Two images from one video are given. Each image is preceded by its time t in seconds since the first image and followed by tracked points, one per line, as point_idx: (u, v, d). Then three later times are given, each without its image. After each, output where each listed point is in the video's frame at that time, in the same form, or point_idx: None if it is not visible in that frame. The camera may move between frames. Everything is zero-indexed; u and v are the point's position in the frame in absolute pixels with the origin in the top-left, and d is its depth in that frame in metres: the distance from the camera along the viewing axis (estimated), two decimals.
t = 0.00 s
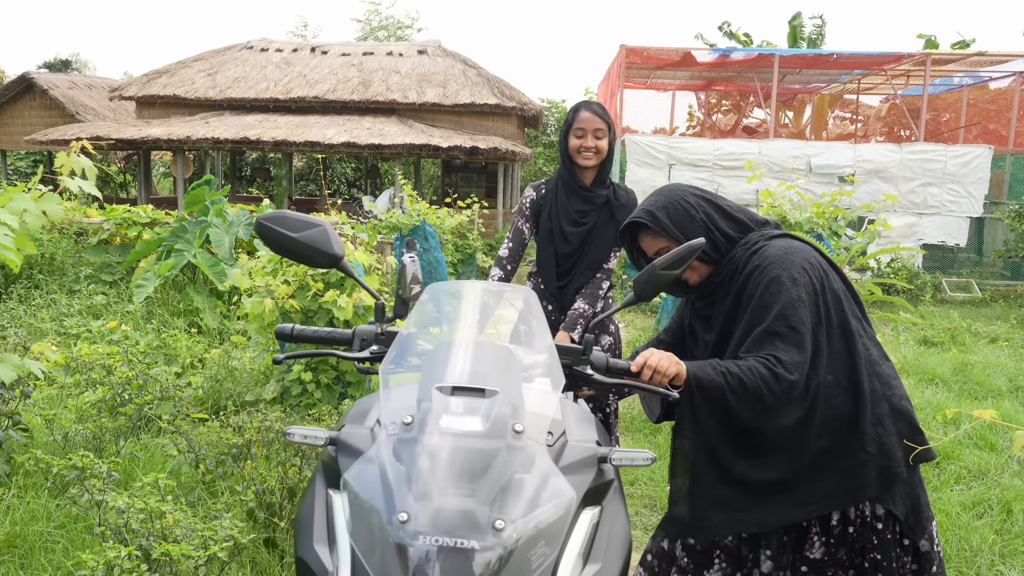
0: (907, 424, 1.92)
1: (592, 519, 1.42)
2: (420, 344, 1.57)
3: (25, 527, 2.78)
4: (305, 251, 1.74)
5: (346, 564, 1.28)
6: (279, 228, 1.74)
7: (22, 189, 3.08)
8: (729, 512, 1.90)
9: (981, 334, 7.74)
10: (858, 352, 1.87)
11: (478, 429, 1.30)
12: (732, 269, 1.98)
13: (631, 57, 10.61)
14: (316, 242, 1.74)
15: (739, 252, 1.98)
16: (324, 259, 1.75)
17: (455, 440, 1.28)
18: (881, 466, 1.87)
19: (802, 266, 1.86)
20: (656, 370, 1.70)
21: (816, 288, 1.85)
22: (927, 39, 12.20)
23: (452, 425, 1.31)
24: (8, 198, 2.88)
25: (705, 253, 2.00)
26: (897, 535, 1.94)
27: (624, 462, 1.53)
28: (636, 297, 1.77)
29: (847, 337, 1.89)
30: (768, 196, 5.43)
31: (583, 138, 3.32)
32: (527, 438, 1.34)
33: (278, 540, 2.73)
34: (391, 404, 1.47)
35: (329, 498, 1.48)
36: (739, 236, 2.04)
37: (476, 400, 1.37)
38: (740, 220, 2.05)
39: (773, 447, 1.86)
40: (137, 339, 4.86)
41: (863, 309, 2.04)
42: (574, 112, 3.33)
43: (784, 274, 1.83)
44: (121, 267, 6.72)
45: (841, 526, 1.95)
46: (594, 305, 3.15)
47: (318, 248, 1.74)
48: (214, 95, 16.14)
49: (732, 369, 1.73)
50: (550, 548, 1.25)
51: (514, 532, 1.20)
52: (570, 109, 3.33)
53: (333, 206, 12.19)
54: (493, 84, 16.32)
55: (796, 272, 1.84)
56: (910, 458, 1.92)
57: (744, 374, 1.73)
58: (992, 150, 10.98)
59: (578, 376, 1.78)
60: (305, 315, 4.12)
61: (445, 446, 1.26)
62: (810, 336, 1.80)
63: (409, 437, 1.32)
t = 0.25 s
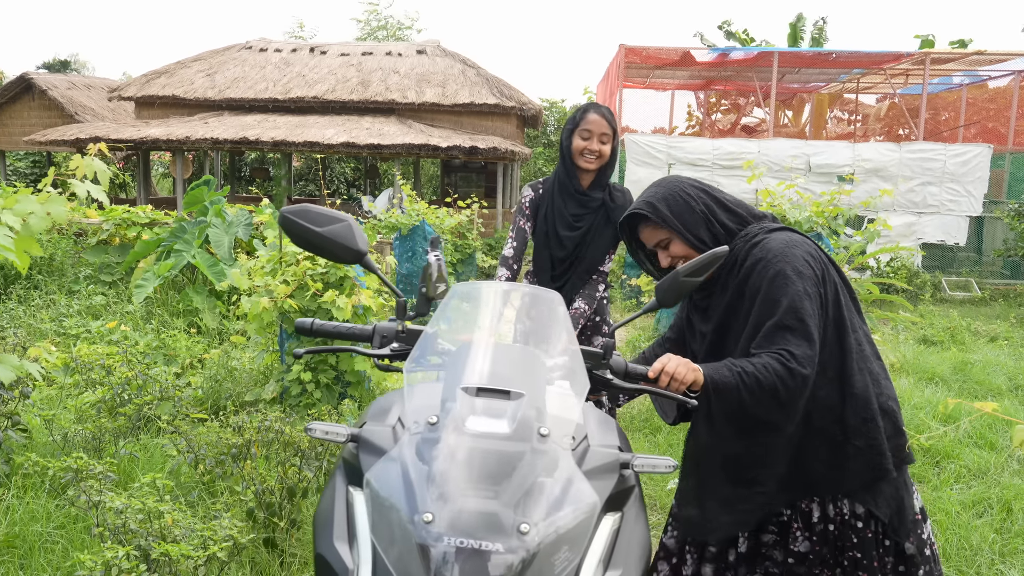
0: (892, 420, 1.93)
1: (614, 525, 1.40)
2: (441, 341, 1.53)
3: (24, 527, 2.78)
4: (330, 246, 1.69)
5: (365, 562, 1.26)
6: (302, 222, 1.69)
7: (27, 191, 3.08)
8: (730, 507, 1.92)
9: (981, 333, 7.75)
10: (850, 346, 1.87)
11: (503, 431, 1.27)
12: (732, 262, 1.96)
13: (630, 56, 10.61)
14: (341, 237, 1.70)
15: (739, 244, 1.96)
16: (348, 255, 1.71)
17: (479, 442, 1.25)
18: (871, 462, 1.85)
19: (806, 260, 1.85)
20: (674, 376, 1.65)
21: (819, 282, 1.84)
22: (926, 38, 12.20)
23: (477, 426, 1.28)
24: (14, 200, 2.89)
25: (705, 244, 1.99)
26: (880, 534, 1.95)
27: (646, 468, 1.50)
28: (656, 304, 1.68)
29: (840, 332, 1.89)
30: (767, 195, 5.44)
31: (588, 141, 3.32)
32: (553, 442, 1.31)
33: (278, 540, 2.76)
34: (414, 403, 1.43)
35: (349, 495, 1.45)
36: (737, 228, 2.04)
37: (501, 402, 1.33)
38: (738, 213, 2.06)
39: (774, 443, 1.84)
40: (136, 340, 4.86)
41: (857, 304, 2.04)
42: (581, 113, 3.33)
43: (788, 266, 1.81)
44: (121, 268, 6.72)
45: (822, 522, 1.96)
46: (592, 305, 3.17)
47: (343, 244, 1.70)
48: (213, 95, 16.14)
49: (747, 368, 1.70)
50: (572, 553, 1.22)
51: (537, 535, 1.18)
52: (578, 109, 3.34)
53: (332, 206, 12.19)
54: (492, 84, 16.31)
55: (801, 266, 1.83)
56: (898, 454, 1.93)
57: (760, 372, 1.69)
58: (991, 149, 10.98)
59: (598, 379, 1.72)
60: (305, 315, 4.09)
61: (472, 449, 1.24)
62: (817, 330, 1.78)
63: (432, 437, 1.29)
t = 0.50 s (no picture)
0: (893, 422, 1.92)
1: (626, 530, 1.35)
2: (454, 342, 1.52)
3: (22, 528, 2.78)
4: (345, 243, 1.73)
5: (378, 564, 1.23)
6: (320, 219, 1.74)
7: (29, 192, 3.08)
8: (729, 501, 1.94)
9: (980, 333, 7.75)
10: (851, 345, 1.86)
11: (520, 434, 1.26)
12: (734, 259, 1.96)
13: (629, 56, 10.61)
14: (355, 234, 1.73)
15: (742, 241, 1.96)
16: (363, 252, 1.74)
17: (495, 445, 1.24)
18: (863, 459, 1.88)
19: (807, 259, 1.84)
20: (684, 382, 1.60)
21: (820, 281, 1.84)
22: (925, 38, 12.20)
23: (493, 429, 1.27)
24: (16, 200, 2.89)
25: (710, 240, 1.98)
26: (874, 536, 1.94)
27: (659, 474, 1.46)
28: (670, 309, 1.64)
29: (841, 331, 1.88)
30: (766, 196, 5.44)
31: (560, 146, 3.28)
32: (570, 446, 1.28)
33: (276, 540, 2.75)
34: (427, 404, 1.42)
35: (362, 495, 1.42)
36: (740, 226, 2.03)
37: (517, 406, 1.33)
38: (742, 212, 2.05)
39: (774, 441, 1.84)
40: (135, 340, 4.85)
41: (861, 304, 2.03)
42: (551, 117, 3.29)
43: (790, 265, 1.81)
44: (120, 268, 6.72)
45: (819, 522, 1.95)
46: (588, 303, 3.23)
47: (358, 241, 1.73)
48: (212, 95, 16.14)
49: (757, 371, 1.66)
50: (588, 558, 1.18)
51: (554, 539, 1.15)
52: (547, 114, 3.30)
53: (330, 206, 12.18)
54: (491, 83, 16.30)
55: (802, 264, 1.82)
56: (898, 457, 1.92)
57: (767, 373, 1.66)
58: (990, 148, 10.99)
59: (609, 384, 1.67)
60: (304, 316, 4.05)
61: (489, 451, 1.23)
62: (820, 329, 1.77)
63: (447, 437, 1.27)
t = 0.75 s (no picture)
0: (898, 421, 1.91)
1: (637, 534, 1.30)
2: (464, 342, 1.51)
3: (21, 528, 2.78)
4: (359, 242, 1.66)
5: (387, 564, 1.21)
6: (332, 216, 1.67)
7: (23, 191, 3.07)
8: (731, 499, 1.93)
9: (980, 333, 7.74)
10: (854, 344, 1.86)
11: (532, 436, 1.26)
12: (735, 257, 1.97)
13: (628, 55, 10.60)
14: (369, 232, 1.67)
15: (744, 240, 1.96)
16: (376, 251, 1.67)
17: (507, 447, 1.24)
18: (864, 458, 1.88)
19: (811, 257, 1.84)
20: (693, 387, 1.56)
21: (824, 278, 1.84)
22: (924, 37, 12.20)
23: (505, 431, 1.27)
24: (9, 200, 2.88)
25: (711, 239, 1.98)
26: (875, 537, 1.94)
27: (671, 478, 1.41)
28: (680, 313, 1.58)
29: (846, 329, 1.88)
30: (765, 196, 5.44)
31: (534, 154, 3.24)
32: (582, 450, 1.28)
33: (275, 540, 2.76)
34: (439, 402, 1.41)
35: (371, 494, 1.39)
36: (741, 225, 2.03)
37: (530, 408, 1.33)
38: (744, 211, 2.06)
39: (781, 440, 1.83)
40: (134, 340, 4.85)
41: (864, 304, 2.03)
42: (521, 125, 3.21)
43: (793, 262, 1.81)
44: (119, 267, 6.72)
45: (821, 522, 1.95)
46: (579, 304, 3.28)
47: (370, 239, 1.67)
48: (211, 95, 16.13)
49: (763, 372, 1.64)
50: (598, 562, 1.17)
51: (565, 544, 1.14)
52: (516, 122, 3.22)
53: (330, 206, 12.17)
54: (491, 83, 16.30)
55: (806, 262, 1.82)
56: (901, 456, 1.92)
57: (775, 374, 1.65)
58: (989, 148, 10.99)
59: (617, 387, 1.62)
60: (303, 315, 4.07)
61: (501, 453, 1.22)
62: (825, 327, 1.77)
63: (460, 438, 1.27)
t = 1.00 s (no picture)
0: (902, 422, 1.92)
1: (656, 542, 1.25)
2: (485, 341, 1.49)
3: (20, 528, 2.78)
4: (383, 238, 1.63)
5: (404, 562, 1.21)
6: (356, 211, 1.64)
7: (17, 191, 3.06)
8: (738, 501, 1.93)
9: (979, 332, 7.74)
10: (860, 344, 1.87)
11: (556, 441, 1.26)
12: (740, 258, 1.97)
13: (628, 55, 10.60)
14: (394, 230, 1.64)
15: (749, 241, 1.97)
16: (400, 249, 1.64)
17: (530, 451, 1.24)
18: (871, 459, 1.88)
19: (818, 259, 1.85)
20: (708, 396, 1.55)
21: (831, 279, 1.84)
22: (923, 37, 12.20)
23: (528, 435, 1.27)
24: (3, 200, 2.87)
25: (716, 240, 1.99)
26: (880, 537, 1.94)
27: (691, 487, 1.36)
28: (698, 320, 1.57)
29: (851, 330, 1.88)
30: (764, 195, 5.45)
31: (537, 149, 3.27)
32: (606, 456, 1.27)
33: (275, 540, 2.78)
34: (460, 403, 1.40)
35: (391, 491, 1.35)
36: (745, 226, 2.04)
37: (553, 411, 1.32)
38: (748, 211, 2.06)
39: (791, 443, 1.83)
40: (134, 340, 4.86)
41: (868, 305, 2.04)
42: (524, 122, 3.24)
43: (801, 263, 1.82)
44: (118, 267, 6.72)
45: (825, 523, 1.95)
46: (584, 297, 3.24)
47: (395, 237, 1.64)
48: (210, 95, 16.13)
49: (776, 377, 1.65)
50: (621, 568, 1.16)
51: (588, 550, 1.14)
52: (519, 117, 3.25)
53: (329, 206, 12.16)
54: (490, 83, 16.30)
55: (813, 264, 1.82)
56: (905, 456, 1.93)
57: (788, 379, 1.66)
58: (989, 148, 10.99)
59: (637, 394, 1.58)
60: (303, 315, 4.08)
61: (526, 458, 1.23)
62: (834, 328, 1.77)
63: (484, 441, 1.27)
